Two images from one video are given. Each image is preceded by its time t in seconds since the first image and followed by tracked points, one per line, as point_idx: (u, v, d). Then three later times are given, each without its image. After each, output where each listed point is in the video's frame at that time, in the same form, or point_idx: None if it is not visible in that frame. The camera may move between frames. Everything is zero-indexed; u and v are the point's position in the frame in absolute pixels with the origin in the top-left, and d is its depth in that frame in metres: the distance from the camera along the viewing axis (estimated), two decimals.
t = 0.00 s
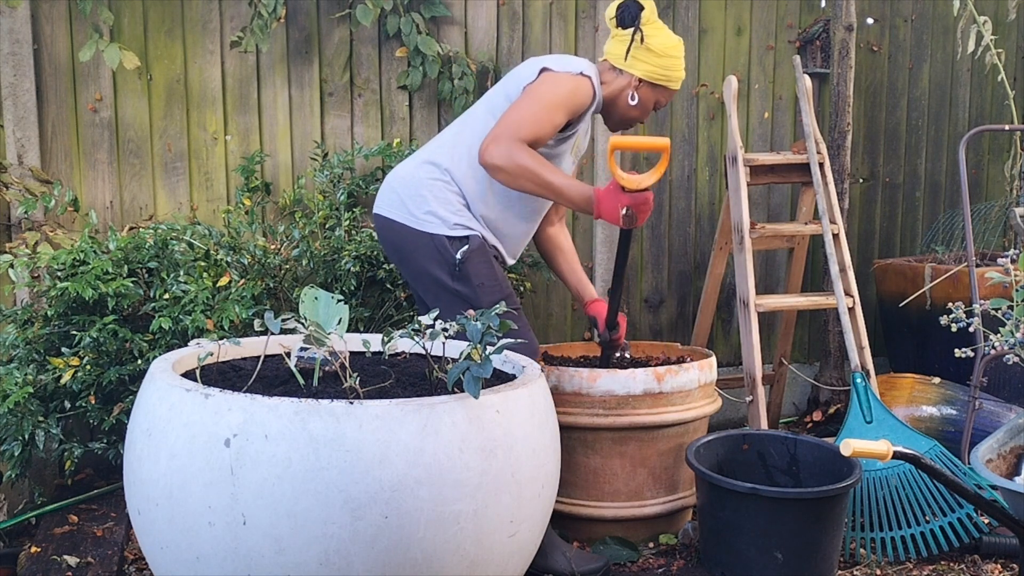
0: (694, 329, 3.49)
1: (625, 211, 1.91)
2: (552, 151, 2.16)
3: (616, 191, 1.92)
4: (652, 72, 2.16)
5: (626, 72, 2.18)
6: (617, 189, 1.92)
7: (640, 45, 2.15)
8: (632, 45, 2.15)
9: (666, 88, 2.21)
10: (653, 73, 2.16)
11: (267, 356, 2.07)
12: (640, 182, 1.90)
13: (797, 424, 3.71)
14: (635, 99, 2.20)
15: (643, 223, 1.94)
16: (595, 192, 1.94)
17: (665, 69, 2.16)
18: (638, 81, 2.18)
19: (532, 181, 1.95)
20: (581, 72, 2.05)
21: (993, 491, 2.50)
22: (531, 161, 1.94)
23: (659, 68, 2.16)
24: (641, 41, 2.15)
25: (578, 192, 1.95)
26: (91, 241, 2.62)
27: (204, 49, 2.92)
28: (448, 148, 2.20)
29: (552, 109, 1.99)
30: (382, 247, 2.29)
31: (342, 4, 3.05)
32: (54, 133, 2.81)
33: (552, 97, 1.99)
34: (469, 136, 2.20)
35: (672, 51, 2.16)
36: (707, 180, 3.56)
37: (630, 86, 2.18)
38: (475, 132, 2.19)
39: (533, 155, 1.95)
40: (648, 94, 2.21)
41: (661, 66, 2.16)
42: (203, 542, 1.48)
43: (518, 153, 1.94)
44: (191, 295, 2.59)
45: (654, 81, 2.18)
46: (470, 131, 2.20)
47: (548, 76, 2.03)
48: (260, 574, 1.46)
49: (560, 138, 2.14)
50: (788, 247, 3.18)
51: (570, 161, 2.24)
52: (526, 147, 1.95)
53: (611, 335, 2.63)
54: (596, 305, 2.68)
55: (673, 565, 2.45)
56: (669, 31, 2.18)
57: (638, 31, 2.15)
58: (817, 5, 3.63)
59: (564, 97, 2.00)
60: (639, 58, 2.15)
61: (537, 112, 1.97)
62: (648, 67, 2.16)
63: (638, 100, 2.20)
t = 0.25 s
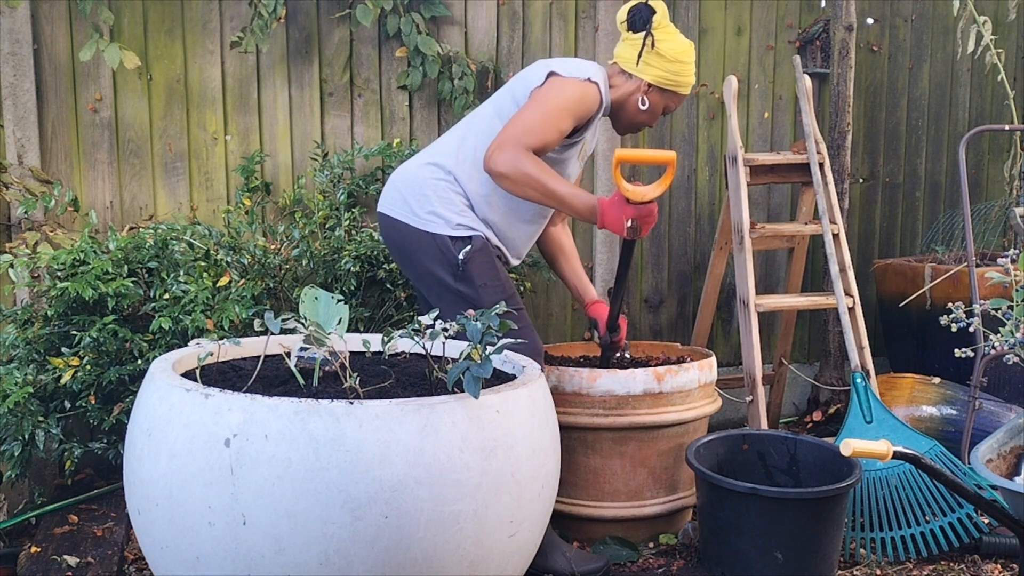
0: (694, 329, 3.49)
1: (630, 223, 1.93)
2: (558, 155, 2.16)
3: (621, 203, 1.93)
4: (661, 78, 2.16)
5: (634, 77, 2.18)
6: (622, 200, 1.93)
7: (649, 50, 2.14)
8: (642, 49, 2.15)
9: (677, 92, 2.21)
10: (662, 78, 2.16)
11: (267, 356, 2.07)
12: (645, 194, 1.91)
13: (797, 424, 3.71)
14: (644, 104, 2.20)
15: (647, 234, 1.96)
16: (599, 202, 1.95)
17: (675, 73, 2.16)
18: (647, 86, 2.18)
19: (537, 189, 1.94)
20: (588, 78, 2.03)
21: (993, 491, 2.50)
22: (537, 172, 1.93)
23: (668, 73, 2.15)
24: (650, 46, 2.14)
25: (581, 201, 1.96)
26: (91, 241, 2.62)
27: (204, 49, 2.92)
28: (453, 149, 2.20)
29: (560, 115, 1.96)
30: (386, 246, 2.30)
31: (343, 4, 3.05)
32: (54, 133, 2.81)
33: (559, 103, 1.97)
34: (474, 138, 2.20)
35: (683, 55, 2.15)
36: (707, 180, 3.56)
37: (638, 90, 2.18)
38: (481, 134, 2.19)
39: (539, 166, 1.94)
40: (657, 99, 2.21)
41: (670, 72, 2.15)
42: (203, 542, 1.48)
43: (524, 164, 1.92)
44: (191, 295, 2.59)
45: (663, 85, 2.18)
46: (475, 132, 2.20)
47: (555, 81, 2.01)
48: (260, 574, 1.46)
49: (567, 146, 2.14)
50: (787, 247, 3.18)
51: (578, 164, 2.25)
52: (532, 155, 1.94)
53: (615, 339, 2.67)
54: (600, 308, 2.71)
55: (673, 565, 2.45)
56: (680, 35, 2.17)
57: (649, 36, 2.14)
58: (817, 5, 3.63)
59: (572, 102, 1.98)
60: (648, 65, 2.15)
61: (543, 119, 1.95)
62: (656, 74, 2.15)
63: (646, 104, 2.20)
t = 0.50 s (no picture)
0: (694, 329, 3.49)
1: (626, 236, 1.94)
2: (563, 156, 2.17)
3: (618, 217, 1.92)
4: (668, 73, 2.16)
5: (640, 73, 2.18)
6: (620, 213, 1.92)
7: (656, 45, 2.14)
8: (648, 44, 2.15)
9: (683, 88, 2.21)
10: (668, 74, 2.16)
11: (267, 356, 2.07)
12: (642, 208, 1.90)
13: (797, 424, 3.71)
14: (650, 100, 2.20)
15: (644, 246, 1.97)
16: (596, 213, 1.94)
17: (683, 68, 2.15)
18: (654, 81, 2.18)
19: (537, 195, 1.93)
20: (593, 77, 2.02)
21: (993, 491, 2.50)
22: (538, 177, 1.93)
23: (675, 68, 2.15)
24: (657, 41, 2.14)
25: (579, 209, 1.94)
26: (91, 242, 2.62)
27: (204, 49, 2.92)
28: (457, 149, 2.21)
29: (562, 118, 1.96)
30: (391, 246, 2.31)
31: (343, 4, 3.05)
32: (54, 133, 2.81)
33: (561, 106, 1.97)
34: (478, 138, 2.20)
35: (690, 50, 2.15)
36: (707, 180, 3.56)
37: (645, 86, 2.18)
38: (485, 135, 2.20)
39: (539, 171, 1.94)
40: (663, 94, 2.21)
41: (677, 67, 2.15)
42: (203, 542, 1.48)
43: (525, 169, 1.92)
44: (191, 295, 2.59)
45: (670, 81, 2.17)
46: (479, 132, 2.21)
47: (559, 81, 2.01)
48: (260, 574, 1.46)
49: (570, 147, 2.15)
50: (787, 247, 3.18)
51: (585, 163, 2.24)
52: (533, 160, 1.94)
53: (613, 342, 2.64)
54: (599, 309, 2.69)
55: (673, 565, 2.45)
56: (686, 30, 2.17)
57: (655, 31, 2.14)
58: (817, 5, 3.63)
59: (574, 104, 1.98)
60: (655, 60, 2.15)
61: (545, 121, 1.94)
62: (663, 69, 2.15)
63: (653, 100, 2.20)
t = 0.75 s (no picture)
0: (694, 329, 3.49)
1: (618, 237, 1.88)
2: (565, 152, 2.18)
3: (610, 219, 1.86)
4: (673, 64, 2.16)
5: (645, 64, 2.18)
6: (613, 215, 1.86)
7: (661, 35, 2.14)
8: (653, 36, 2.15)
9: (689, 79, 2.21)
10: (673, 65, 2.15)
11: (267, 356, 2.07)
12: (635, 209, 1.83)
13: (797, 424, 3.71)
14: (655, 91, 2.20)
15: (637, 246, 1.91)
16: (591, 212, 1.90)
17: (689, 59, 2.15)
18: (658, 73, 2.18)
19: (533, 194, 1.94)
20: (593, 73, 2.02)
21: (993, 491, 2.50)
22: (537, 176, 1.93)
23: (681, 59, 2.15)
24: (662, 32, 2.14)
25: (577, 209, 1.93)
26: (91, 242, 2.62)
27: (204, 49, 2.92)
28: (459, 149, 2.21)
29: (562, 115, 1.96)
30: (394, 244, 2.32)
31: (342, 4, 3.05)
32: (54, 133, 2.81)
33: (562, 103, 1.96)
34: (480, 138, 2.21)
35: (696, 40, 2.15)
36: (707, 180, 3.56)
37: (649, 77, 2.18)
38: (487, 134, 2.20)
39: (538, 170, 1.94)
40: (668, 86, 2.21)
41: (682, 58, 2.15)
42: (203, 542, 1.48)
43: (525, 168, 1.93)
44: (191, 295, 2.59)
45: (675, 73, 2.18)
46: (481, 131, 2.21)
47: (559, 77, 2.01)
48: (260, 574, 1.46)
49: (572, 143, 2.15)
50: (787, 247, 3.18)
51: (588, 158, 2.24)
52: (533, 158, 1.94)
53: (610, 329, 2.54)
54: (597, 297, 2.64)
55: (673, 565, 2.45)
56: (693, 21, 2.16)
57: (660, 23, 2.14)
58: (817, 5, 3.63)
59: (575, 101, 1.97)
60: (660, 50, 2.15)
61: (543, 119, 1.94)
62: (668, 60, 2.15)
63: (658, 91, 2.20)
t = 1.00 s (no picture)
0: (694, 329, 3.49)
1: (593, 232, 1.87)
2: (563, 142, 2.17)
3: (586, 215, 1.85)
4: (671, 46, 2.14)
5: (643, 49, 2.17)
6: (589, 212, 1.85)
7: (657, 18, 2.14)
8: (649, 20, 2.15)
9: (689, 62, 2.19)
10: (671, 47, 2.14)
11: (267, 356, 2.07)
12: (609, 206, 1.81)
13: (797, 424, 3.71)
14: (654, 75, 2.19)
15: (617, 240, 1.90)
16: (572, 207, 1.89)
17: (687, 40, 2.14)
18: (657, 56, 2.17)
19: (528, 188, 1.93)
20: (585, 63, 2.01)
21: (993, 491, 2.50)
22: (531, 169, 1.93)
23: (679, 41, 2.14)
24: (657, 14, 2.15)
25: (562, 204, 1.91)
26: (91, 241, 2.62)
27: (204, 49, 2.92)
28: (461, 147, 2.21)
29: (556, 106, 1.96)
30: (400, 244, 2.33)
31: (342, 4, 3.05)
32: (54, 133, 2.81)
33: (555, 95, 1.96)
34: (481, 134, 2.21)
35: (694, 20, 2.14)
36: (707, 180, 3.56)
37: (648, 62, 2.17)
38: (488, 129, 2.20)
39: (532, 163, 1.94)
40: (668, 69, 2.20)
41: (680, 39, 2.14)
42: (203, 543, 1.48)
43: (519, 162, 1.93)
44: (191, 295, 2.59)
45: (675, 55, 2.16)
46: (480, 128, 2.21)
47: (553, 69, 2.01)
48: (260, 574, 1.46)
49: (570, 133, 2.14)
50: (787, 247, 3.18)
51: (589, 149, 2.23)
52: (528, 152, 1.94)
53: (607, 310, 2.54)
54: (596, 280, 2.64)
55: (673, 565, 2.45)
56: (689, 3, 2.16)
57: (655, 6, 2.15)
58: (817, 5, 3.63)
59: (569, 92, 1.97)
60: (657, 32, 2.14)
61: (536, 112, 1.94)
62: (665, 41, 2.14)
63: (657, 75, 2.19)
